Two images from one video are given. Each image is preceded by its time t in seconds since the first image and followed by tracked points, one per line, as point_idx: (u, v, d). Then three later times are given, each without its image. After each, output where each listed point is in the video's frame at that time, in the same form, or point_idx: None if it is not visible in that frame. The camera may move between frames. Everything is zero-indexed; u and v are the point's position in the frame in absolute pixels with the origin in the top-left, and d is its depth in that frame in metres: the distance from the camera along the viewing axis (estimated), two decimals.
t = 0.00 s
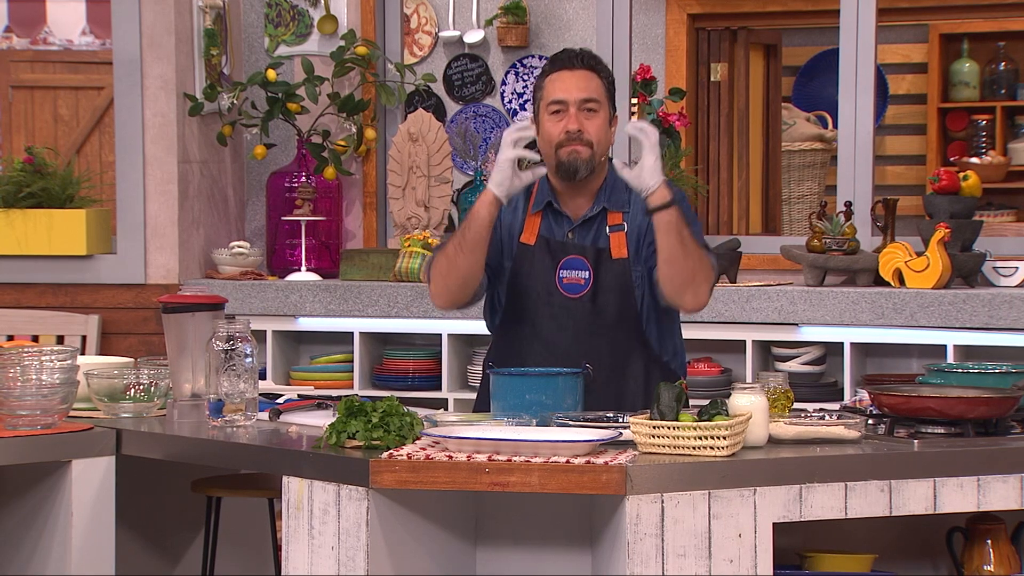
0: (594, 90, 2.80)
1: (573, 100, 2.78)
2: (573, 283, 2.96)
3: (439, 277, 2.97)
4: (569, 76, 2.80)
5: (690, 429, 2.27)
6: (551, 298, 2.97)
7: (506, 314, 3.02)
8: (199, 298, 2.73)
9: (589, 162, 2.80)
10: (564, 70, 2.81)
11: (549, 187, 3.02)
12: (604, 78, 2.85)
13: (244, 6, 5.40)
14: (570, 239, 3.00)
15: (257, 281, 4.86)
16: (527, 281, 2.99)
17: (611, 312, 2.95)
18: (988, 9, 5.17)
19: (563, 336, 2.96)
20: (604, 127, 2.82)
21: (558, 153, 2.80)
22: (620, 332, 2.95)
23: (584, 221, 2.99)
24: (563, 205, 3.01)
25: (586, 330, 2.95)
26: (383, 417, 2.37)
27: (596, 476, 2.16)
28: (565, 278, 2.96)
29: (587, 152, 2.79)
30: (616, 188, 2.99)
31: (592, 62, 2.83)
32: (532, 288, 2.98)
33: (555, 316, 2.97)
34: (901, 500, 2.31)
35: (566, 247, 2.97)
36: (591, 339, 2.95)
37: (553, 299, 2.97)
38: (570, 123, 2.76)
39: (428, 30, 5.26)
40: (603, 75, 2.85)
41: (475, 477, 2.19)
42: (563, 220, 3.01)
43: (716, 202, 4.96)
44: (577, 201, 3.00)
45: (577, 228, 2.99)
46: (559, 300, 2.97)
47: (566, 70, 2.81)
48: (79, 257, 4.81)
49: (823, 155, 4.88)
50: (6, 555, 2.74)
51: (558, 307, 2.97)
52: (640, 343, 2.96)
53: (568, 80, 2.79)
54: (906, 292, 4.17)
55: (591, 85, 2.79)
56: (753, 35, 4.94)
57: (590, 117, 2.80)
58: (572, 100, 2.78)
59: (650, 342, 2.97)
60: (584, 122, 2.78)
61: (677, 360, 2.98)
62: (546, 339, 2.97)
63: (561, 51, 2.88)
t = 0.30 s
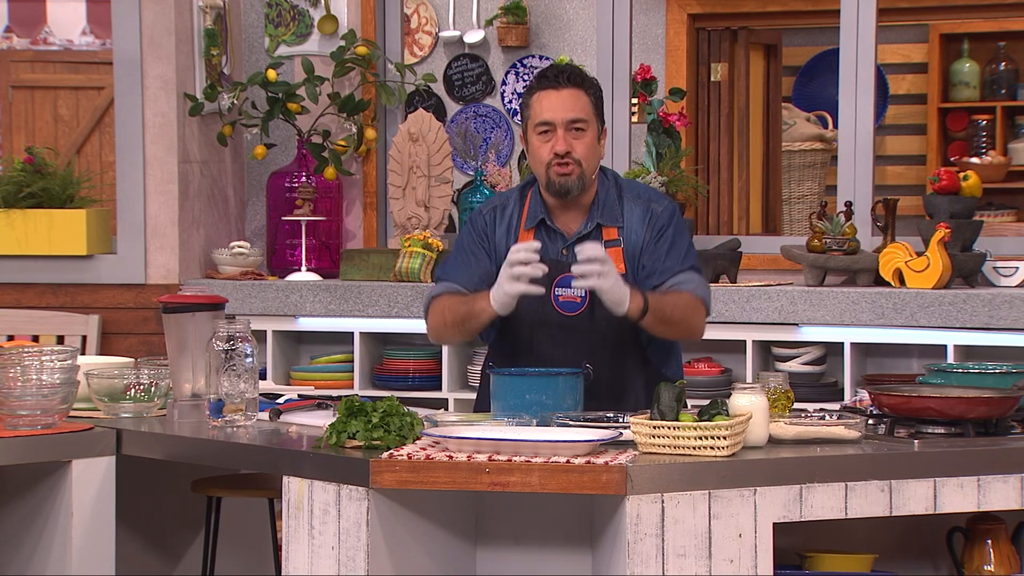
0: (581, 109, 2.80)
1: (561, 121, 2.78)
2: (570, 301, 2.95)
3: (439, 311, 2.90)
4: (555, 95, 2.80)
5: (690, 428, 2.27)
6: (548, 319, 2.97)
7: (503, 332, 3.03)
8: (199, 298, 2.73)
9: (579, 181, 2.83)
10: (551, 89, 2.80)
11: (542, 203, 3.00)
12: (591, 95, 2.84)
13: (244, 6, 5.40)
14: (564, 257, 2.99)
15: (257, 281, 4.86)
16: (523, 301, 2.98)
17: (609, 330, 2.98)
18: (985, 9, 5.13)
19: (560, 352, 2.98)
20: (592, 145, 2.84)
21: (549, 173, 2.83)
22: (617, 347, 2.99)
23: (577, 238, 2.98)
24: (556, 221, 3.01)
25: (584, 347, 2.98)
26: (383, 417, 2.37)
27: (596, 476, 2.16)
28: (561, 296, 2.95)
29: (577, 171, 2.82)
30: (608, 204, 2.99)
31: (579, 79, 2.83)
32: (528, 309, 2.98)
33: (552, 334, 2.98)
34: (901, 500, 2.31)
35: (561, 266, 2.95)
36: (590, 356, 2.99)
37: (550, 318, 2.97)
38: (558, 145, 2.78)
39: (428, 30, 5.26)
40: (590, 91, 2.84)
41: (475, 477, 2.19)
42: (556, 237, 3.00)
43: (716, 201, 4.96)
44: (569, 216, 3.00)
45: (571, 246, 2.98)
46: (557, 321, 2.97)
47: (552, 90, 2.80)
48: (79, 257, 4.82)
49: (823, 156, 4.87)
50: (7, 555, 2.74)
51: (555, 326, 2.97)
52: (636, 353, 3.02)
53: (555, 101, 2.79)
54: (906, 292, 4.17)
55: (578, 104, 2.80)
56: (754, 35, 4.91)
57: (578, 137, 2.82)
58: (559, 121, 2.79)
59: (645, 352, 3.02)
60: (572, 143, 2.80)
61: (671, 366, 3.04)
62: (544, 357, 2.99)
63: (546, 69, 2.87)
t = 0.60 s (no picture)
0: (578, 94, 2.81)
1: (558, 106, 2.80)
2: (570, 284, 2.99)
3: (434, 254, 2.98)
4: (552, 81, 2.81)
5: (691, 429, 2.27)
6: (549, 299, 3.00)
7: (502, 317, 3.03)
8: (199, 298, 2.73)
9: (575, 168, 2.82)
10: (548, 75, 2.82)
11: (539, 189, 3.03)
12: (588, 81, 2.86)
13: (244, 6, 5.40)
14: (562, 240, 3.02)
15: (257, 281, 4.86)
16: (523, 284, 3.00)
17: (609, 312, 2.99)
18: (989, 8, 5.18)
19: (559, 336, 2.98)
20: (589, 131, 2.85)
21: (546, 159, 2.82)
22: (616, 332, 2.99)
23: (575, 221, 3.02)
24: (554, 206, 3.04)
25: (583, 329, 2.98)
26: (384, 418, 2.37)
27: (596, 476, 2.16)
28: (561, 279, 2.99)
29: (573, 157, 2.81)
30: (605, 188, 3.02)
31: (575, 66, 2.85)
32: (528, 292, 3.00)
33: (550, 317, 2.99)
34: (901, 500, 2.31)
35: (561, 248, 2.99)
36: (587, 340, 2.98)
37: (549, 301, 3.00)
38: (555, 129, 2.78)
39: (428, 30, 5.26)
40: (587, 79, 2.86)
41: (476, 477, 2.19)
42: (554, 221, 3.03)
43: (717, 202, 4.94)
44: (566, 202, 3.02)
45: (569, 229, 3.02)
46: (557, 301, 2.99)
47: (550, 75, 2.82)
48: (79, 257, 4.82)
49: (825, 156, 4.89)
50: (7, 555, 2.74)
51: (555, 309, 3.00)
52: (634, 341, 2.99)
53: (552, 85, 2.80)
54: (907, 292, 4.17)
55: (574, 89, 2.81)
56: (754, 35, 4.96)
57: (575, 123, 2.82)
58: (556, 106, 2.80)
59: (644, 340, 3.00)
60: (569, 129, 2.80)
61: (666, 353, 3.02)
62: (542, 341, 2.99)
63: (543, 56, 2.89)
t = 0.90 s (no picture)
0: (578, 106, 2.79)
1: (558, 118, 2.78)
2: (568, 292, 2.98)
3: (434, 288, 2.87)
4: (552, 92, 2.79)
5: (691, 428, 2.27)
6: (545, 306, 3.00)
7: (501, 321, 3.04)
8: (199, 298, 2.73)
9: (575, 178, 2.82)
10: (548, 86, 2.80)
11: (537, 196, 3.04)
12: (589, 91, 2.83)
13: (244, 6, 5.40)
14: (560, 249, 2.99)
15: (257, 281, 4.86)
16: (520, 291, 3.00)
17: (608, 317, 2.99)
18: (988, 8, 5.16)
19: (558, 342, 3.01)
20: (590, 141, 2.83)
21: (547, 170, 2.82)
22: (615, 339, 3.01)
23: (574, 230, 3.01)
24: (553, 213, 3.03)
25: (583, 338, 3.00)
26: (384, 418, 2.37)
27: (596, 476, 2.16)
28: (559, 287, 2.98)
29: (575, 168, 2.81)
30: (605, 196, 3.04)
31: (576, 75, 2.82)
32: (525, 299, 3.00)
33: (549, 325, 3.01)
34: (901, 500, 2.31)
35: (558, 256, 2.97)
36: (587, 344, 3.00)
37: (547, 308, 3.01)
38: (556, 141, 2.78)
39: (428, 30, 5.26)
40: (587, 88, 2.84)
41: (476, 477, 2.19)
42: (553, 230, 3.00)
43: (716, 202, 4.95)
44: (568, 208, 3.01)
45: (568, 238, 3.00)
46: (554, 309, 3.00)
47: (550, 86, 2.80)
48: (79, 257, 4.82)
49: (824, 155, 4.87)
50: (7, 555, 2.74)
51: (553, 316, 3.00)
52: (634, 346, 3.02)
53: (552, 97, 2.78)
54: (907, 292, 4.17)
55: (575, 101, 2.79)
56: (754, 35, 4.91)
57: (575, 133, 2.81)
58: (556, 119, 2.78)
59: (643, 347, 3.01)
60: (569, 140, 2.79)
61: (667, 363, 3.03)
62: (542, 345, 3.01)
63: (545, 64, 2.87)
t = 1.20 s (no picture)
0: (578, 141, 2.79)
1: (559, 154, 2.78)
2: (568, 301, 3.08)
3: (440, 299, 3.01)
4: (552, 126, 2.77)
5: (691, 428, 2.27)
6: (545, 315, 3.10)
7: (502, 328, 3.14)
8: (199, 298, 2.73)
9: (573, 208, 2.87)
10: (548, 119, 2.78)
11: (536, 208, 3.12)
12: (589, 120, 2.82)
13: (244, 6, 5.40)
14: (559, 256, 3.11)
15: (257, 281, 4.86)
16: (520, 300, 3.11)
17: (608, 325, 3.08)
18: (988, 8, 5.14)
19: (558, 350, 3.09)
20: (589, 170, 2.86)
21: (546, 200, 2.86)
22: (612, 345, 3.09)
23: (575, 240, 3.11)
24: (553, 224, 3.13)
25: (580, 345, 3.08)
26: (384, 417, 2.37)
27: (597, 476, 2.16)
28: (559, 295, 3.08)
29: (573, 200, 2.86)
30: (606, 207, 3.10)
31: (577, 106, 2.80)
32: (525, 307, 3.10)
33: (548, 333, 3.10)
34: (901, 500, 2.31)
35: (558, 265, 3.07)
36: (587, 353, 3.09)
37: (547, 316, 3.10)
38: (555, 177, 2.81)
39: (428, 30, 5.26)
40: (588, 118, 2.83)
41: (476, 477, 2.19)
42: (552, 238, 3.12)
43: (716, 202, 4.95)
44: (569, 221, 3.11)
45: (566, 246, 3.11)
46: (554, 317, 3.09)
47: (550, 118, 2.78)
48: (79, 257, 4.82)
49: (824, 155, 4.87)
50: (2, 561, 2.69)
51: (553, 324, 3.10)
52: (633, 354, 3.10)
53: (551, 133, 2.77)
54: (907, 292, 4.17)
55: (576, 135, 2.78)
56: (754, 35, 4.91)
57: (575, 166, 2.83)
58: (556, 154, 2.79)
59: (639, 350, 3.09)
60: (568, 175, 2.82)
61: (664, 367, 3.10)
62: (542, 353, 3.09)
63: (545, 87, 2.83)
